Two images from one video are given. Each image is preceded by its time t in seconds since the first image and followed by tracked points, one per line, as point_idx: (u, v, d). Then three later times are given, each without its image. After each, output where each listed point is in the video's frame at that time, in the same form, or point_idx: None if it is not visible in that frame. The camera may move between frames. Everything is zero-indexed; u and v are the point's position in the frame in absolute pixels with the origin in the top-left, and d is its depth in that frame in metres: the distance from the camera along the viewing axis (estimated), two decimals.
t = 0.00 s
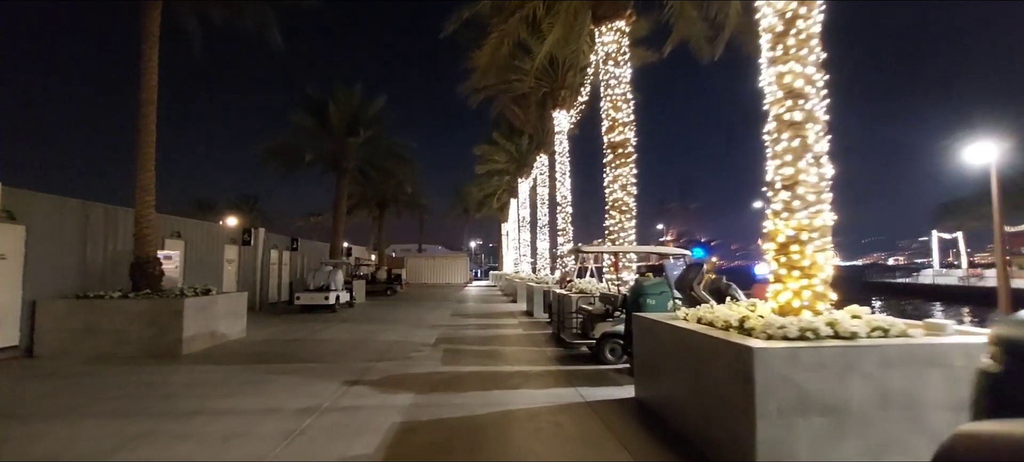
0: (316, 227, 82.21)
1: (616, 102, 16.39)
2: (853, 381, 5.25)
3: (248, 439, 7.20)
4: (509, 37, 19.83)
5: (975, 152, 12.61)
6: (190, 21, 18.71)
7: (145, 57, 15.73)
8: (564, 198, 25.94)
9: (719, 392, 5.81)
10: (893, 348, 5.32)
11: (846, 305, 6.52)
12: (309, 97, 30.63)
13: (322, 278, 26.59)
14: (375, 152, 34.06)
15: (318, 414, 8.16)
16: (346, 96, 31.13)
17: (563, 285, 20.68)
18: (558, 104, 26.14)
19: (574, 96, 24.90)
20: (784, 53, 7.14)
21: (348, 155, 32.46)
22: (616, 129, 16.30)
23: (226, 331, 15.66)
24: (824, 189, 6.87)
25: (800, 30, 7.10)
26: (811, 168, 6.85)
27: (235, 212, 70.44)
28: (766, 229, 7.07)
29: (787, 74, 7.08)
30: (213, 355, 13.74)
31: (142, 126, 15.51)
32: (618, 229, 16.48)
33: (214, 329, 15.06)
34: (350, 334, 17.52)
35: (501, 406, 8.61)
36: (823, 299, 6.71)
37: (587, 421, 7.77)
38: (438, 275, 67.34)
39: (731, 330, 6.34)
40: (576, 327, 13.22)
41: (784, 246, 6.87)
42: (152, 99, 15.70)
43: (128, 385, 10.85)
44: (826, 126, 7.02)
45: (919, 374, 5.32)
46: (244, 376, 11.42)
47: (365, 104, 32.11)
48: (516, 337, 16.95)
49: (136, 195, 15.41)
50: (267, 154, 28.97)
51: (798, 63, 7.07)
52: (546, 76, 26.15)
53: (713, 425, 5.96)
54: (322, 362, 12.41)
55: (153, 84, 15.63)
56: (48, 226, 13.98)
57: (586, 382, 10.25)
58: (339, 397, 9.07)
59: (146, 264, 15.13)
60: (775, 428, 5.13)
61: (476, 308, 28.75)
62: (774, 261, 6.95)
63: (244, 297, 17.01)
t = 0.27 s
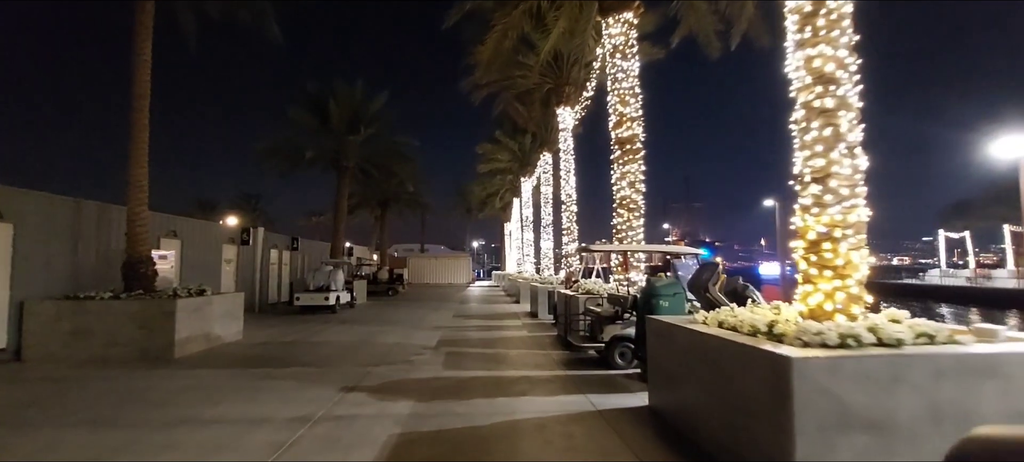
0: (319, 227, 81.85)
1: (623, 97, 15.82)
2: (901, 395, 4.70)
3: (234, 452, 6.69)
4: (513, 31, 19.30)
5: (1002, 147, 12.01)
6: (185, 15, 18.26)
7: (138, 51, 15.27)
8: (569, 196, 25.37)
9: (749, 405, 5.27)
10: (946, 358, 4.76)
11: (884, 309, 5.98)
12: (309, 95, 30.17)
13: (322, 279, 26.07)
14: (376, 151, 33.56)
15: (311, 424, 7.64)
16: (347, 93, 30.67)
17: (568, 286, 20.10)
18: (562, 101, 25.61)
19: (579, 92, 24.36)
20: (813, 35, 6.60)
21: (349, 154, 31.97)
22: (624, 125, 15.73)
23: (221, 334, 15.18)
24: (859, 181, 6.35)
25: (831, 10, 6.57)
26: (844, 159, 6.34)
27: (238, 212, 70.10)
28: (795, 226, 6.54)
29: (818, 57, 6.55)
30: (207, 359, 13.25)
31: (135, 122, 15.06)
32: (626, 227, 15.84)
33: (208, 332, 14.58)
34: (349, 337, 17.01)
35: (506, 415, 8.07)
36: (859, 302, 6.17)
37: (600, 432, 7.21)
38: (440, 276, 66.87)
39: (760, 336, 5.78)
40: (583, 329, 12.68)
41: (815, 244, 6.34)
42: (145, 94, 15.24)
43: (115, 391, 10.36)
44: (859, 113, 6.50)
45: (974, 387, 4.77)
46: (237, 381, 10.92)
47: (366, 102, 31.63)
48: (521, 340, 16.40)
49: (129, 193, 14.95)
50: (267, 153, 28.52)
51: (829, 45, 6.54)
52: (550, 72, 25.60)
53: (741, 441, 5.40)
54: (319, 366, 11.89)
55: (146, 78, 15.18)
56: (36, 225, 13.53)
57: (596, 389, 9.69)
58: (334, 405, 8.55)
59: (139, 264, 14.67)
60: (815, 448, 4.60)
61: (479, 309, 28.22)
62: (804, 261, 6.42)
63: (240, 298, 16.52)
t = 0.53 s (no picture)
0: (319, 226, 81.40)
1: (628, 90, 15.25)
2: (953, 407, 4.22)
3: None
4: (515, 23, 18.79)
5: None
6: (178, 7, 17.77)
7: (127, 43, 14.78)
8: (571, 194, 24.84)
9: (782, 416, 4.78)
10: (1002, 364, 4.28)
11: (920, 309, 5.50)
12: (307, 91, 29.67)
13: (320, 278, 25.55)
14: (375, 148, 33.06)
15: (300, 433, 7.14)
16: (345, 90, 30.19)
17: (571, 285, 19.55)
18: (564, 96, 25.09)
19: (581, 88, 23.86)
20: (841, 14, 6.11)
21: (347, 151, 31.47)
22: (629, 119, 15.16)
23: (213, 335, 14.69)
24: (891, 172, 5.87)
25: None
26: (876, 147, 5.85)
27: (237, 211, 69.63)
28: (822, 221, 6.08)
29: (846, 38, 6.05)
30: (197, 361, 12.76)
31: (124, 116, 14.58)
32: (631, 225, 15.21)
33: (199, 333, 14.09)
34: (346, 337, 16.52)
35: (509, 422, 7.55)
36: (892, 301, 5.74)
37: (610, 442, 6.69)
38: (440, 275, 66.40)
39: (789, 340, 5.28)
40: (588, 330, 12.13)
41: (844, 240, 5.89)
42: (135, 87, 14.76)
43: (97, 396, 9.87)
44: (891, 98, 6.02)
45: None
46: (226, 385, 10.42)
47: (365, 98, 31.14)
48: (523, 341, 15.88)
49: (118, 189, 14.47)
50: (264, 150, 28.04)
51: (859, 24, 6.04)
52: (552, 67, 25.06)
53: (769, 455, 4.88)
54: (313, 369, 11.39)
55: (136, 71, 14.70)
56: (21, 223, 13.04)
57: (604, 393, 9.16)
58: (326, 411, 8.05)
59: (129, 263, 14.21)
60: None
61: (479, 309, 27.73)
62: (832, 258, 5.97)
63: (234, 298, 16.04)
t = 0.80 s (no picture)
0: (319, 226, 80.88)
1: (634, 83, 14.64)
2: None
3: None
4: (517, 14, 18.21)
5: None
6: None
7: (114, 33, 14.24)
8: (574, 192, 24.26)
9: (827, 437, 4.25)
10: None
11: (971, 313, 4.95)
12: (304, 88, 29.12)
13: (317, 278, 24.95)
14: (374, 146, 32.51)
15: (285, 447, 6.58)
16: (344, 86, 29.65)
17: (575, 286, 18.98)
18: (567, 92, 24.50)
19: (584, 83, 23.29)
20: None
21: (346, 149, 30.91)
22: (635, 113, 14.56)
23: (203, 337, 14.14)
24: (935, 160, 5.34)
25: None
26: (919, 133, 5.32)
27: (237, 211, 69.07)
28: (857, 216, 5.53)
29: (884, 13, 5.51)
30: (185, 365, 12.20)
31: (110, 109, 14.03)
32: (637, 223, 14.63)
33: (188, 335, 13.55)
34: (342, 339, 15.96)
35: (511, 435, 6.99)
36: (937, 305, 5.18)
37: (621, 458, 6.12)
38: (441, 275, 65.86)
39: (827, 350, 4.74)
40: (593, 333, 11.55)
41: (882, 237, 5.33)
42: (122, 79, 14.21)
43: (75, 404, 9.31)
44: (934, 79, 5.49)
45: None
46: (212, 392, 9.87)
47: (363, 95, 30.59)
48: (525, 343, 15.32)
49: (104, 186, 13.93)
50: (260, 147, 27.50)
51: None
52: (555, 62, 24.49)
53: None
54: (304, 375, 10.84)
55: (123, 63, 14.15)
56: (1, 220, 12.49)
57: (612, 400, 8.60)
58: (314, 422, 7.49)
59: (115, 263, 13.67)
60: None
61: (480, 310, 27.18)
62: (869, 257, 5.41)
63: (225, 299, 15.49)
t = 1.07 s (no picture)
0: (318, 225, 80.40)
1: (642, 75, 14.09)
2: None
3: None
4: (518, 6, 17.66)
5: None
6: None
7: (100, 23, 13.69)
8: (577, 189, 23.67)
9: (886, 460, 3.75)
10: None
11: None
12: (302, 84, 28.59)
13: (314, 277, 24.35)
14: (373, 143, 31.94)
15: None
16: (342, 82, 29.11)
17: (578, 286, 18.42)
18: (570, 87, 23.96)
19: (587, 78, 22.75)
20: None
21: (344, 146, 30.37)
22: (642, 106, 14.00)
23: (192, 339, 13.59)
24: (991, 145, 4.78)
25: None
26: (972, 116, 4.77)
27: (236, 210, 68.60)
28: (903, 207, 5.01)
29: None
30: (172, 369, 11.65)
31: (97, 102, 13.50)
32: (644, 220, 14.05)
33: (176, 337, 13.00)
34: (338, 341, 15.43)
35: (514, 448, 6.43)
36: (993, 310, 4.62)
37: None
38: (441, 275, 65.35)
39: (876, 358, 4.24)
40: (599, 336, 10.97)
41: (932, 231, 4.80)
42: (108, 71, 13.66)
43: (50, 412, 8.76)
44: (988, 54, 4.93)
45: None
46: (197, 398, 9.33)
47: (362, 91, 30.04)
48: (527, 346, 14.76)
49: (89, 182, 13.39)
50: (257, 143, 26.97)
51: None
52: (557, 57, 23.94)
53: None
54: (295, 380, 10.29)
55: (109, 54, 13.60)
56: None
57: (622, 408, 8.04)
58: (301, 434, 6.93)
59: (100, 261, 13.12)
60: None
61: (481, 310, 26.63)
62: (916, 253, 4.87)
63: (216, 299, 14.95)
